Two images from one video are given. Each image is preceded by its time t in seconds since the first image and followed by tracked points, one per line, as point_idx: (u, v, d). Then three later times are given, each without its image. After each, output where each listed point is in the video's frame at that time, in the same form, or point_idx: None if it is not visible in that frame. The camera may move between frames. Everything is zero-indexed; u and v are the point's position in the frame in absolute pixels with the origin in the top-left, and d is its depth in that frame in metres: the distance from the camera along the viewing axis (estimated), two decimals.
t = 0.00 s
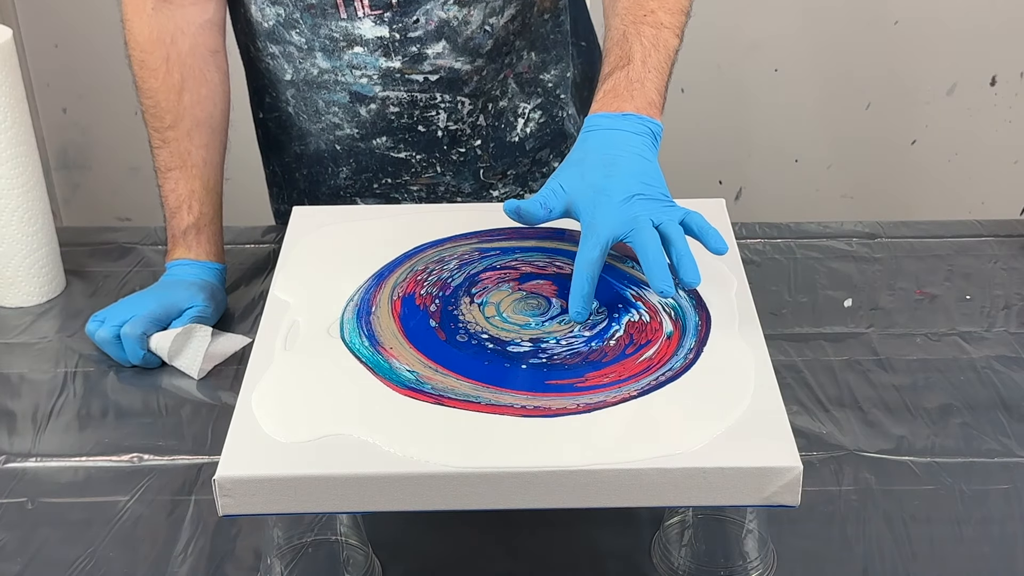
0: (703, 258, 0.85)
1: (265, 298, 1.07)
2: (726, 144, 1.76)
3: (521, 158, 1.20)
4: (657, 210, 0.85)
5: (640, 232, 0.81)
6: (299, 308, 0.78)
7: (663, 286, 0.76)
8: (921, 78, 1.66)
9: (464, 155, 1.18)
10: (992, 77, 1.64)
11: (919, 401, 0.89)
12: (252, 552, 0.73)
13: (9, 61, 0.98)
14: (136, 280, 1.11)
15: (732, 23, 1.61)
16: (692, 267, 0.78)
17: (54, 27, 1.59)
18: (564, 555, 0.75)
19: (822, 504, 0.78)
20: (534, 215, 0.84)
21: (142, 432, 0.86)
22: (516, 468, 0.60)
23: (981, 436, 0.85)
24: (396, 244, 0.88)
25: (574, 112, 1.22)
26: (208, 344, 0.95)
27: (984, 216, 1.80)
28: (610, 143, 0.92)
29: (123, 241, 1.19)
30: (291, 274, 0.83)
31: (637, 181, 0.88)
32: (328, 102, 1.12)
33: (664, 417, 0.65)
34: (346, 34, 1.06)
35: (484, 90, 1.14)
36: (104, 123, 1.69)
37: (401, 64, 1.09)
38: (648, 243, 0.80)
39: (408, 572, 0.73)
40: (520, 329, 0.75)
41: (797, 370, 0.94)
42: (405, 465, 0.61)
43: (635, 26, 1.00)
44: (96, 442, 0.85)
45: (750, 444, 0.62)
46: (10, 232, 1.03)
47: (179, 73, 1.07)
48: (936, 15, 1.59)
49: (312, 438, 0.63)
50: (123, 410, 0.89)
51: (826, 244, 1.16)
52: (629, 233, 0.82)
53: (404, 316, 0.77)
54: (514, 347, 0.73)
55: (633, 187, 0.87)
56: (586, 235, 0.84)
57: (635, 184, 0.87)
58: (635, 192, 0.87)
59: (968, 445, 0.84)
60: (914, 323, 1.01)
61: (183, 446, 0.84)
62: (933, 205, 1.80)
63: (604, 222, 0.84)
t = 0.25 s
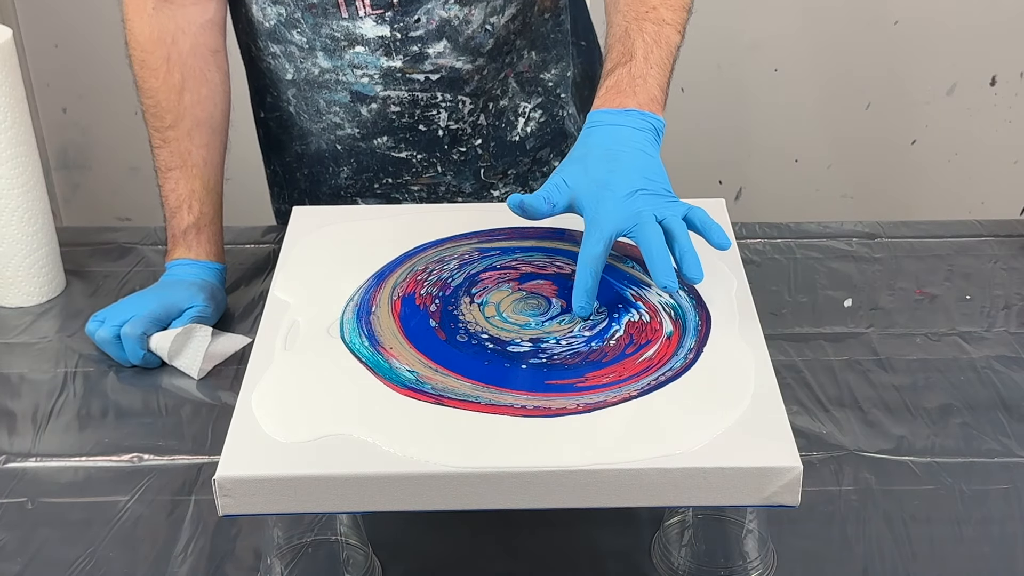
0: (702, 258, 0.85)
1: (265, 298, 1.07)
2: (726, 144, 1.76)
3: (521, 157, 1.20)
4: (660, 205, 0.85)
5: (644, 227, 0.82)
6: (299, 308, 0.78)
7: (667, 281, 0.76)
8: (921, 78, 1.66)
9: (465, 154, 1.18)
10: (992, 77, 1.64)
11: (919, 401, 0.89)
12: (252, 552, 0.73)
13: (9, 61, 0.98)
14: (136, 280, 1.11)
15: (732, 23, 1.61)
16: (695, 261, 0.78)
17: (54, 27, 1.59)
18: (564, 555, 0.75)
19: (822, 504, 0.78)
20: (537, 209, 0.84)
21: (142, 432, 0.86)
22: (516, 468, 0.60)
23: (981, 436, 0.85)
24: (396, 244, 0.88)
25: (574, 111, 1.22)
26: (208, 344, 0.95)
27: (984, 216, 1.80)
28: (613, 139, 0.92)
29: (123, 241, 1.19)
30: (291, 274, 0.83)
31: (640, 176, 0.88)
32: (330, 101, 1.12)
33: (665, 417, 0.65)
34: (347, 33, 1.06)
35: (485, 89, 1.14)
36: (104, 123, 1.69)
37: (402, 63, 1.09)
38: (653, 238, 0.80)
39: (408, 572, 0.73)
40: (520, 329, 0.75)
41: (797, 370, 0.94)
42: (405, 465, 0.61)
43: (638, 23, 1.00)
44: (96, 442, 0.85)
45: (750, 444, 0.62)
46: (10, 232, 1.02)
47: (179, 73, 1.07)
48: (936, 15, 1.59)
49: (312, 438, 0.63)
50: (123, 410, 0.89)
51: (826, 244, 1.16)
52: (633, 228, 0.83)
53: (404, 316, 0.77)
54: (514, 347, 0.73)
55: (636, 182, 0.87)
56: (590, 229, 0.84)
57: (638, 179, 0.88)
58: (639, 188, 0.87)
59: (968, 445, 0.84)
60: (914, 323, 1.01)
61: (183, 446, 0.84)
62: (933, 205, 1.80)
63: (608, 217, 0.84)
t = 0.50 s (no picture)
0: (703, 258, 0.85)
1: (265, 298, 1.07)
2: (726, 143, 1.76)
3: (521, 156, 1.21)
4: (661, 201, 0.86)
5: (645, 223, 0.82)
6: (299, 307, 0.78)
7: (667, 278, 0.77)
8: (921, 78, 1.66)
9: (465, 153, 1.18)
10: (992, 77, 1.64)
11: (919, 401, 0.89)
12: (252, 552, 0.73)
13: (9, 61, 0.98)
14: (136, 280, 1.11)
15: (733, 22, 1.61)
16: (695, 258, 0.79)
17: (54, 26, 1.59)
18: (564, 555, 0.75)
19: (822, 504, 0.78)
20: (539, 206, 0.83)
21: (142, 432, 0.86)
22: (516, 468, 0.60)
23: (981, 436, 0.85)
24: (395, 244, 0.88)
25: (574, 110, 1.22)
26: (208, 344, 0.95)
27: (984, 216, 1.80)
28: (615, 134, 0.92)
29: (123, 241, 1.19)
30: (291, 274, 0.83)
31: (641, 171, 0.89)
32: (331, 101, 1.12)
33: (664, 417, 0.65)
34: (348, 32, 1.06)
35: (485, 88, 1.14)
36: (104, 122, 1.69)
37: (403, 62, 1.09)
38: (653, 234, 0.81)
39: (408, 572, 0.73)
40: (520, 329, 0.75)
41: (797, 370, 0.94)
42: (405, 465, 0.61)
43: (638, 19, 1.00)
44: (96, 442, 0.85)
45: (750, 443, 0.62)
46: (10, 232, 1.02)
47: (179, 73, 1.07)
48: (936, 15, 1.59)
49: (312, 437, 0.63)
50: (123, 409, 0.89)
51: (826, 244, 1.16)
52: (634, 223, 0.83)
53: (404, 316, 0.77)
54: (514, 347, 0.73)
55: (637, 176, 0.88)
56: (592, 225, 0.84)
57: (639, 174, 0.88)
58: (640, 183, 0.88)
59: (968, 445, 0.84)
60: (914, 323, 1.01)
61: (183, 446, 0.84)
62: (934, 205, 1.80)
63: (610, 212, 0.84)
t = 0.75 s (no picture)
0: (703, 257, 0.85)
1: (265, 298, 1.07)
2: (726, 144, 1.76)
3: (521, 156, 1.20)
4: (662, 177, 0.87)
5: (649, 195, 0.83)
6: (299, 307, 0.78)
7: (670, 249, 0.78)
8: (921, 78, 1.65)
9: (466, 153, 1.18)
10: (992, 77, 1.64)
11: (919, 401, 0.89)
12: (252, 553, 0.73)
13: (9, 61, 0.98)
14: (136, 280, 1.11)
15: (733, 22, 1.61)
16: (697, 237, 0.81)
17: (54, 26, 1.59)
18: (564, 555, 0.75)
19: (822, 504, 0.78)
20: (543, 178, 0.84)
21: (142, 432, 0.86)
22: (516, 468, 0.60)
23: (981, 436, 0.85)
24: (396, 244, 0.88)
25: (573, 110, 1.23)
26: (208, 344, 0.95)
27: (984, 216, 1.80)
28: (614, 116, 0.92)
29: (123, 241, 1.19)
30: (291, 274, 0.83)
31: (644, 149, 0.89)
32: (331, 100, 1.12)
33: (664, 417, 0.65)
34: (348, 31, 1.06)
35: (485, 87, 1.14)
36: (104, 122, 1.69)
37: (404, 62, 1.09)
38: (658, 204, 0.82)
39: (409, 572, 0.73)
40: (520, 329, 0.75)
41: (797, 370, 0.94)
42: (405, 465, 0.61)
43: (639, 8, 1.00)
44: (96, 442, 0.85)
45: (750, 443, 0.62)
46: (10, 233, 1.02)
47: (182, 73, 1.07)
48: (936, 16, 1.59)
49: (312, 437, 0.63)
50: (123, 410, 0.89)
51: (826, 244, 1.16)
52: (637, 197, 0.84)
53: (404, 316, 0.77)
54: (513, 347, 0.73)
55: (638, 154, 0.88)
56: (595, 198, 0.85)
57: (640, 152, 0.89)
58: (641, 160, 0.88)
59: (968, 445, 0.84)
60: (914, 323, 1.01)
61: (183, 446, 0.84)
62: (934, 205, 1.80)
63: (614, 185, 0.85)
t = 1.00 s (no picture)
0: (703, 257, 0.85)
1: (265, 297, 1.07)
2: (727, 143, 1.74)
3: (534, 142, 1.16)
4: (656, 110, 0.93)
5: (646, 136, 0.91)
6: (299, 307, 0.78)
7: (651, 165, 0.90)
8: (920, 78, 1.65)
9: (478, 137, 1.14)
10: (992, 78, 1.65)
11: (919, 401, 0.89)
12: (252, 553, 0.73)
13: (9, 60, 0.98)
14: (136, 279, 1.11)
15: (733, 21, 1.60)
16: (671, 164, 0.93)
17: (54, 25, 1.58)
18: (564, 555, 0.74)
19: (822, 504, 0.78)
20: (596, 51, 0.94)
21: (142, 432, 0.86)
22: (516, 468, 0.60)
23: (981, 436, 0.85)
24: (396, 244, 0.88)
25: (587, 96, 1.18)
26: (204, 342, 0.95)
27: (984, 216, 1.79)
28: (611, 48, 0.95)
29: (123, 241, 1.18)
30: (291, 273, 0.83)
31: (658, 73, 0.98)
32: (343, 84, 1.09)
33: (665, 417, 0.65)
34: (359, 10, 1.04)
35: (498, 71, 1.10)
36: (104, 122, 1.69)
37: (414, 41, 1.06)
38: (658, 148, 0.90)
39: (409, 572, 0.73)
40: (520, 329, 0.75)
41: (797, 370, 0.94)
42: (405, 465, 0.61)
43: None
44: (96, 442, 0.85)
45: (750, 443, 0.62)
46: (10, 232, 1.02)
47: (187, 65, 1.08)
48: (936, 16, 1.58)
49: (312, 437, 0.63)
50: (123, 409, 0.89)
51: (826, 244, 1.16)
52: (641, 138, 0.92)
53: (404, 316, 0.77)
54: (514, 347, 0.73)
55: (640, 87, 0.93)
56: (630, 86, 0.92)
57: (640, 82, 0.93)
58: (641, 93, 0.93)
59: (968, 445, 0.84)
60: (914, 323, 1.01)
61: (183, 446, 0.84)
62: (932, 206, 1.80)
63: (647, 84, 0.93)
